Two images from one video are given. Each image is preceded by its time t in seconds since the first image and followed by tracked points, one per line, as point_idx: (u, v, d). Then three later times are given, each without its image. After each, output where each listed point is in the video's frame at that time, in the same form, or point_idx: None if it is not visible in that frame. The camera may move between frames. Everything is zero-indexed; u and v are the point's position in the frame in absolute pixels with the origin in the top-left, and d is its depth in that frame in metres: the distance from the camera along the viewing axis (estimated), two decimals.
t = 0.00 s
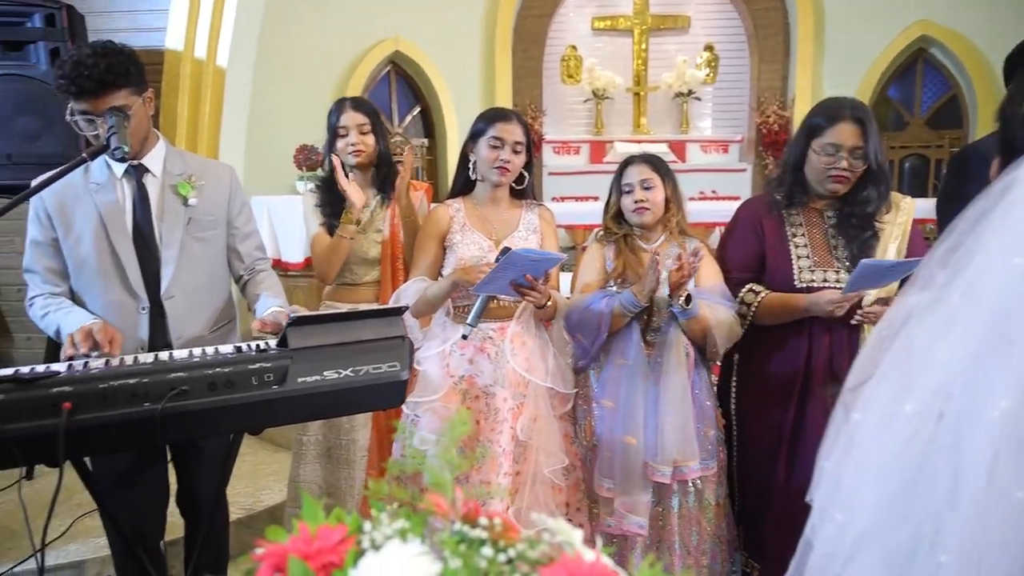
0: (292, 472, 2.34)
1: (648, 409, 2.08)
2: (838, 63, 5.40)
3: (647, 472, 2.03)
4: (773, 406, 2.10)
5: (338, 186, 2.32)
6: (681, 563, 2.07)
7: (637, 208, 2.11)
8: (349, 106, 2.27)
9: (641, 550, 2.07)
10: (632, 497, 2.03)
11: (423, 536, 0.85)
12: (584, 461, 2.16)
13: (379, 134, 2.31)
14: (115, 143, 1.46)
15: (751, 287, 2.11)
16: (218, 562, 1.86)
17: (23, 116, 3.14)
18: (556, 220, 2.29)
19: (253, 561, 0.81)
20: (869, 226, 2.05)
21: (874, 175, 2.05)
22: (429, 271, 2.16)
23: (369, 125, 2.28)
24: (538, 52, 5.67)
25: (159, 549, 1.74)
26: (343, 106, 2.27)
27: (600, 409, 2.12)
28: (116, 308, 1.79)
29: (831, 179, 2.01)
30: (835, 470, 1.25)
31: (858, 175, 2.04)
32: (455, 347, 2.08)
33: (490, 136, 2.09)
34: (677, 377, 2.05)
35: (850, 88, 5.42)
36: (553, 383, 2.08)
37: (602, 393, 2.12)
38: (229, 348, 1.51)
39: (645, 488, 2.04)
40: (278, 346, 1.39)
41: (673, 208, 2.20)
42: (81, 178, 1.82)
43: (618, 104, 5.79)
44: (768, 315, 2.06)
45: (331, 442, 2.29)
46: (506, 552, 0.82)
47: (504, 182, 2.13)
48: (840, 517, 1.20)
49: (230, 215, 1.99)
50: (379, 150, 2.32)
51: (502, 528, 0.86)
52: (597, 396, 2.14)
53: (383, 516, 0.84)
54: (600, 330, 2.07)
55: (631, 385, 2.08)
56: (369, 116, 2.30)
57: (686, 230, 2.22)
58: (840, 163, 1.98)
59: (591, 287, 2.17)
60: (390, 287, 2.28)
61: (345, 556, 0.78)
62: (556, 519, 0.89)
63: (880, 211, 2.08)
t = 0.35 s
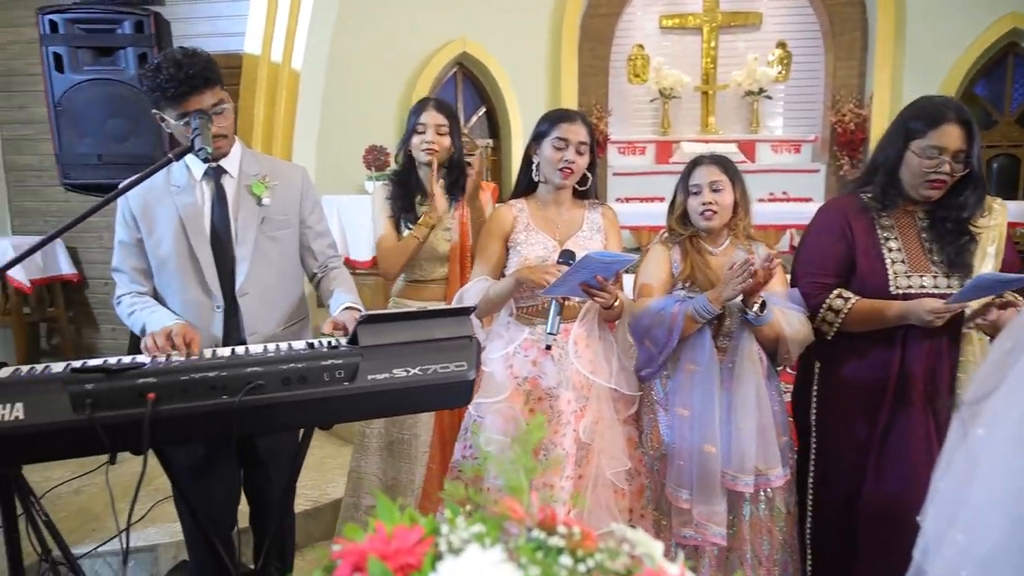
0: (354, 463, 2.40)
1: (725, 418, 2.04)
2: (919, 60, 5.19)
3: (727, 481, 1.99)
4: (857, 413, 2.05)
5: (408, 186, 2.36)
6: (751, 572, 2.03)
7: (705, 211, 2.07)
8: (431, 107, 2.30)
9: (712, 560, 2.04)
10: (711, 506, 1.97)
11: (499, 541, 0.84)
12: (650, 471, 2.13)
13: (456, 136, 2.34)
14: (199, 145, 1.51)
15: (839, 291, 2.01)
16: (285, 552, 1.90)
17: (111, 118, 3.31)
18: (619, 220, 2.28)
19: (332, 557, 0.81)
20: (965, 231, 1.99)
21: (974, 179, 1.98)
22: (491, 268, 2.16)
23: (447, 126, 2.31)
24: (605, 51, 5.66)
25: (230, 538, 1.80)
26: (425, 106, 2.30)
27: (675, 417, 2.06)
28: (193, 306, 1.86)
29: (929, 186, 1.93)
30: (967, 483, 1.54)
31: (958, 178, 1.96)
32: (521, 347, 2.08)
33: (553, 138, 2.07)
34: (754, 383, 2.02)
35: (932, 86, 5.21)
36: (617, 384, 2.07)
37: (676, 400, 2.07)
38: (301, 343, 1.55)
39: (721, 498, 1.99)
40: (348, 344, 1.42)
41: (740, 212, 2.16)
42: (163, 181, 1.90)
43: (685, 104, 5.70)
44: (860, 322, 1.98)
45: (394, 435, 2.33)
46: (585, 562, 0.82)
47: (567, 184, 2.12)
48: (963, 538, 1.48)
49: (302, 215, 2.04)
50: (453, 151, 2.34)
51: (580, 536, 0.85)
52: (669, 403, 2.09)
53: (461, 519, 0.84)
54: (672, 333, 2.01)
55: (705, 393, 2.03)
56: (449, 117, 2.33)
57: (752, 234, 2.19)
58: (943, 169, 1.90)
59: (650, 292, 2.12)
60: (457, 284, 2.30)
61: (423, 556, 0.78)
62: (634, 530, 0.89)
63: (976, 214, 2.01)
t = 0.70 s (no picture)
0: (412, 460, 2.41)
1: (792, 426, 1.98)
2: (1004, 57, 4.95)
3: (791, 492, 1.95)
4: (952, 425, 1.97)
5: (475, 189, 2.38)
6: None
7: (780, 214, 2.02)
8: (501, 109, 2.31)
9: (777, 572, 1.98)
10: (771, 516, 1.94)
11: (570, 548, 0.83)
12: (709, 477, 2.10)
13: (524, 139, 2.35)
14: (272, 146, 1.55)
15: (927, 300, 1.93)
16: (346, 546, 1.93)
17: (189, 121, 3.45)
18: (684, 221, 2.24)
19: (402, 558, 0.83)
20: None
21: None
22: (551, 265, 2.15)
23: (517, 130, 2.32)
24: (669, 52, 5.65)
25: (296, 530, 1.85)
26: (495, 109, 2.31)
27: (739, 421, 2.03)
28: (262, 305, 1.92)
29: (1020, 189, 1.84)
30: None
31: None
32: (579, 348, 2.07)
33: (617, 138, 2.05)
34: (827, 394, 1.95)
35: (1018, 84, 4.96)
36: (679, 388, 2.03)
37: (741, 405, 2.03)
38: (367, 343, 1.57)
39: (785, 508, 1.95)
40: (412, 344, 1.43)
41: (818, 216, 2.10)
42: (235, 184, 1.96)
43: (751, 105, 5.57)
44: (950, 332, 1.90)
45: (452, 434, 2.33)
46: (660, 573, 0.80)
47: (630, 185, 2.09)
48: None
49: (368, 216, 2.07)
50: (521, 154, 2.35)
51: (653, 547, 0.83)
52: (736, 408, 2.05)
53: (531, 524, 0.83)
54: (739, 336, 1.98)
55: (772, 400, 1.98)
56: (518, 121, 2.34)
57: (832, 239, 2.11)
58: None
59: (723, 284, 2.08)
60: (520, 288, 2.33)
61: (492, 560, 0.79)
62: (711, 543, 0.87)
63: None
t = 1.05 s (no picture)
0: (467, 459, 2.43)
1: (853, 439, 1.92)
2: None
3: (847, 506, 1.89)
4: None
5: (535, 193, 2.38)
6: None
7: (857, 218, 1.96)
8: (562, 111, 2.30)
9: None
10: (825, 528, 1.91)
11: (633, 553, 0.83)
12: (770, 480, 2.10)
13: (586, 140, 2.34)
14: (337, 149, 1.57)
15: (1000, 312, 1.91)
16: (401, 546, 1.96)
17: (255, 125, 3.55)
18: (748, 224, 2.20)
19: (466, 557, 0.83)
20: None
21: None
22: (613, 272, 2.13)
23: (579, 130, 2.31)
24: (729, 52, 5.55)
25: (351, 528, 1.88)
26: (555, 110, 2.31)
27: (797, 429, 2.01)
28: (321, 304, 1.96)
29: None
30: None
31: None
32: (643, 353, 2.04)
33: (681, 141, 2.02)
34: (890, 408, 1.88)
35: None
36: (744, 391, 2.01)
37: (799, 412, 2.02)
38: (426, 342, 1.59)
39: (842, 523, 1.90)
40: (470, 344, 1.44)
41: (902, 219, 2.00)
42: (297, 186, 2.01)
43: (815, 105, 5.43)
44: None
45: (507, 434, 2.34)
46: None
47: (695, 186, 2.06)
48: None
49: (426, 213, 2.10)
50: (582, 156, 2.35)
51: (721, 556, 0.81)
52: (795, 415, 2.03)
53: (596, 528, 0.83)
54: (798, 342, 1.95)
55: (829, 409, 1.95)
56: (580, 121, 2.33)
57: (917, 243, 2.01)
58: None
59: (792, 293, 2.06)
60: (577, 294, 2.30)
61: (558, 562, 0.79)
62: (782, 554, 0.85)
63: None
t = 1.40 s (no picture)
0: (525, 461, 2.44)
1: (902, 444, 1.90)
2: None
3: (887, 510, 1.87)
4: None
5: (596, 195, 2.37)
6: None
7: (931, 223, 1.91)
8: (623, 112, 2.29)
9: None
10: (868, 533, 1.90)
11: (698, 557, 0.82)
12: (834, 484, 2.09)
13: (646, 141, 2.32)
14: (402, 150, 1.60)
15: None
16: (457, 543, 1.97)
17: (321, 126, 3.63)
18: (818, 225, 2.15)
19: (530, 554, 0.84)
20: None
21: None
22: (685, 276, 2.07)
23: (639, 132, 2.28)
24: (795, 49, 5.42)
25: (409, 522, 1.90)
26: (616, 112, 2.29)
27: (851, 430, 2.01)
28: (383, 300, 1.99)
29: None
30: None
31: None
32: (720, 359, 1.98)
33: (750, 143, 1.99)
34: (943, 418, 1.83)
35: None
36: (817, 393, 1.97)
37: (857, 414, 2.01)
38: (486, 341, 1.61)
39: (889, 529, 1.88)
40: (530, 344, 1.45)
41: (983, 220, 1.89)
42: (361, 186, 2.05)
43: (886, 103, 5.26)
44: None
45: (567, 436, 2.34)
46: None
47: (769, 187, 2.02)
48: None
49: (486, 212, 2.11)
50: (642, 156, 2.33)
51: (791, 563, 0.80)
52: (852, 416, 2.02)
53: (660, 529, 0.83)
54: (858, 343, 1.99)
55: (882, 412, 1.94)
56: (641, 123, 2.31)
57: (1004, 245, 1.89)
58: None
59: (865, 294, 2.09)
60: (638, 298, 2.27)
61: (622, 562, 0.78)
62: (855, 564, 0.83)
63: None
